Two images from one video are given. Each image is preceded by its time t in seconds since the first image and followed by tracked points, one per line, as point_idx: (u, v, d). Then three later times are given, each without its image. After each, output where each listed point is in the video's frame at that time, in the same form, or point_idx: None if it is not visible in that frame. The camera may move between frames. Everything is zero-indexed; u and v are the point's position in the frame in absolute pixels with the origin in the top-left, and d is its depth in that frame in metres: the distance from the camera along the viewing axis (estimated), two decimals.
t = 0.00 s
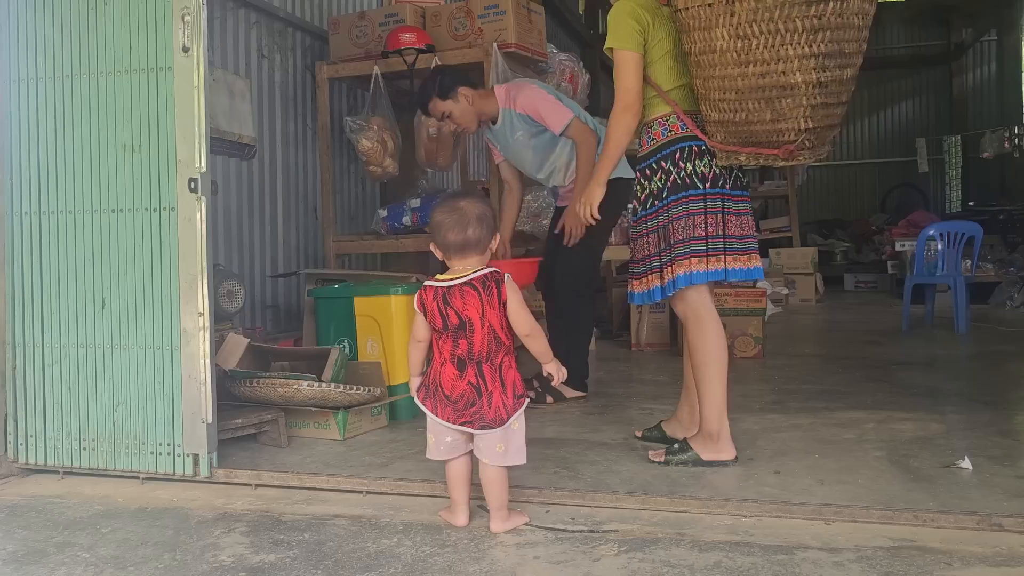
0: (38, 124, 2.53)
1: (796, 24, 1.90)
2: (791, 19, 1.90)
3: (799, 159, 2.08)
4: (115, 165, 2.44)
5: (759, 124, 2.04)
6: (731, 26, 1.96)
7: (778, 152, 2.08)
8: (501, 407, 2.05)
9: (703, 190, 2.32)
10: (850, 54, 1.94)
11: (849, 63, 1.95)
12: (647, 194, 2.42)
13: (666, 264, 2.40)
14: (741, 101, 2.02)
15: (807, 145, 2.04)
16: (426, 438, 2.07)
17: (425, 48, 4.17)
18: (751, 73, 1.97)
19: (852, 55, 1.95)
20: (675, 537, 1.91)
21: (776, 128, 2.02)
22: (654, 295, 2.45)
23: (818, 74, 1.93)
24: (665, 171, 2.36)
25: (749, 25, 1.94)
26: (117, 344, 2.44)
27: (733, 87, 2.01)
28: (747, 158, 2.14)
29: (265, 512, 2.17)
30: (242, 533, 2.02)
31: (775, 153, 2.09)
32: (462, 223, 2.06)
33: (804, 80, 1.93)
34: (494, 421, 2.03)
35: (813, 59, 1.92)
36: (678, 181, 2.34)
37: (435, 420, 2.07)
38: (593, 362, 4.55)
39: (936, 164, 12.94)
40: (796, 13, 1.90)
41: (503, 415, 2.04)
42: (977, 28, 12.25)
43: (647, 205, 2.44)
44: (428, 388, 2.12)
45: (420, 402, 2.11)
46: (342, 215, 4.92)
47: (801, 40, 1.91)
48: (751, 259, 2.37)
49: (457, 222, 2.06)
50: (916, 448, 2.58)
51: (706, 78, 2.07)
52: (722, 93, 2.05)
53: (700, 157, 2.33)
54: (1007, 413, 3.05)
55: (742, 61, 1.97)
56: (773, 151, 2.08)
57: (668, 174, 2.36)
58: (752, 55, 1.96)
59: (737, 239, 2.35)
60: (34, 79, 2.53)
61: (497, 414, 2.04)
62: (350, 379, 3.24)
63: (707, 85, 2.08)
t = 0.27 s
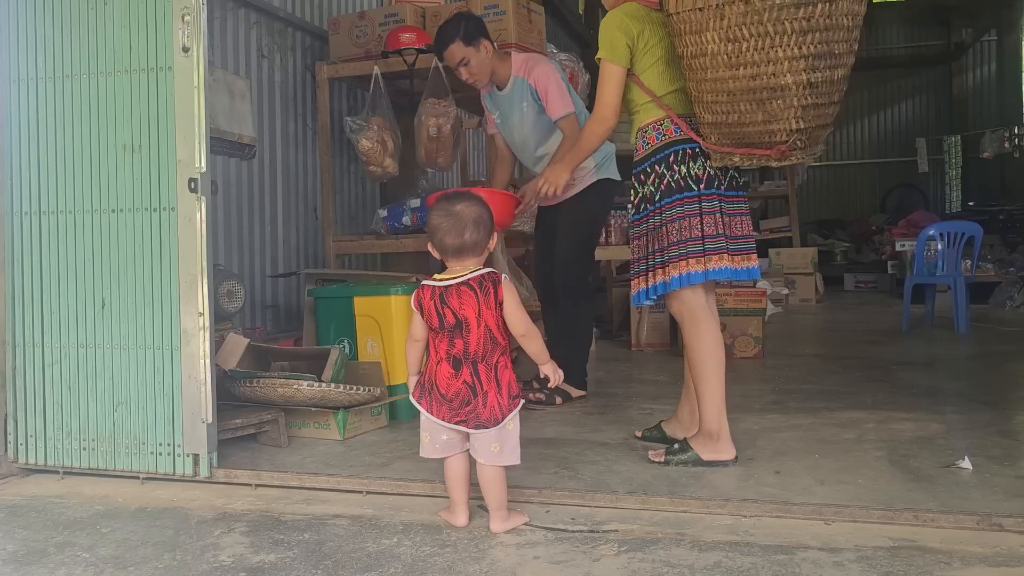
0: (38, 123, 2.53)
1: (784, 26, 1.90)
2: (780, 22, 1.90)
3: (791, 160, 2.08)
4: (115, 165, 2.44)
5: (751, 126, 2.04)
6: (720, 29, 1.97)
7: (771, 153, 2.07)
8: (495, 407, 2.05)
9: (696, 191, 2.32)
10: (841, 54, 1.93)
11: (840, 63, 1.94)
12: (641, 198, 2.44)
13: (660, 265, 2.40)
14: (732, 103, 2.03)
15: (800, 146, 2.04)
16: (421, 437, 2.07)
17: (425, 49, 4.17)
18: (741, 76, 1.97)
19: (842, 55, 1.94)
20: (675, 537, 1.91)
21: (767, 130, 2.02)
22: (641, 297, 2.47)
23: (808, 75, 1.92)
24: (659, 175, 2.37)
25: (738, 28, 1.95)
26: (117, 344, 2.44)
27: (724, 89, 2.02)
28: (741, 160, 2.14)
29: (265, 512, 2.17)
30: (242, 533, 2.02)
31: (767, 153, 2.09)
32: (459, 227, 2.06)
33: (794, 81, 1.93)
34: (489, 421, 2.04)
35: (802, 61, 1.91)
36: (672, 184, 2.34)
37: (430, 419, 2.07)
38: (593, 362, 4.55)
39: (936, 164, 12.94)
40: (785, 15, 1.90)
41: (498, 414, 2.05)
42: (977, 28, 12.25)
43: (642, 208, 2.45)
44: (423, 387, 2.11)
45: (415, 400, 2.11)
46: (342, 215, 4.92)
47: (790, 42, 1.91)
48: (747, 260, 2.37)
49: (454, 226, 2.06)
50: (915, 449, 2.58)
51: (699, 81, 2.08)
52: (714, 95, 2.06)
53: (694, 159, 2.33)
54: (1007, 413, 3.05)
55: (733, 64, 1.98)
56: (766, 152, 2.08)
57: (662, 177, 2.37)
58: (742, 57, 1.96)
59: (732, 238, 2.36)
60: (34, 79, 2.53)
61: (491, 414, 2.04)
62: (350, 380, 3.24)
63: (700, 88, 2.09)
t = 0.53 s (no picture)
0: (38, 122, 2.53)
1: (761, 35, 1.89)
2: (757, 31, 1.89)
3: (777, 164, 2.08)
4: (115, 164, 2.44)
5: (735, 131, 2.05)
6: (700, 38, 1.98)
7: (755, 158, 2.09)
8: (498, 406, 2.06)
9: (687, 196, 2.34)
10: (820, 60, 1.91)
11: (820, 69, 1.92)
12: (630, 200, 2.44)
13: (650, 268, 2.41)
14: (715, 110, 2.05)
15: (783, 151, 2.03)
16: (424, 436, 2.07)
17: (425, 49, 4.17)
18: (722, 84, 1.98)
19: (823, 60, 1.91)
20: (675, 537, 1.91)
21: (750, 136, 2.03)
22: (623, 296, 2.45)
23: (786, 82, 1.91)
24: (650, 178, 2.38)
25: (716, 38, 1.95)
26: (118, 344, 2.44)
27: (707, 96, 2.04)
28: (728, 163, 2.18)
29: (265, 512, 2.17)
30: (242, 533, 2.02)
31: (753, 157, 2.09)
32: (462, 229, 2.06)
33: (772, 89, 1.92)
34: (492, 420, 2.04)
35: (780, 68, 1.90)
36: (664, 188, 2.35)
37: (432, 418, 2.07)
38: (593, 362, 4.55)
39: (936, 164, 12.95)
40: (762, 24, 1.88)
41: (501, 413, 2.05)
42: (977, 27, 12.25)
43: (629, 210, 2.45)
44: (425, 387, 2.11)
45: (418, 400, 2.10)
46: (342, 215, 4.92)
47: (767, 50, 1.90)
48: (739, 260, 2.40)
49: (457, 228, 2.06)
50: (915, 448, 2.58)
51: (684, 88, 2.11)
52: (698, 102, 2.07)
53: (686, 163, 2.33)
54: (1007, 413, 3.05)
55: (713, 72, 1.98)
56: (751, 156, 2.10)
57: (653, 181, 2.37)
58: (722, 66, 1.96)
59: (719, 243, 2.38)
60: (34, 80, 2.53)
61: (495, 413, 2.05)
62: (350, 380, 3.24)
63: (686, 94, 2.11)
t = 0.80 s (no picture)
0: (38, 122, 2.53)
1: (765, 31, 1.90)
2: (761, 27, 1.90)
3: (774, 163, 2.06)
4: (115, 164, 2.44)
5: (733, 128, 2.03)
6: (702, 34, 1.98)
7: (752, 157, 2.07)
8: (501, 405, 2.05)
9: (680, 196, 2.37)
10: (821, 60, 1.92)
11: (820, 69, 1.93)
12: (622, 197, 2.44)
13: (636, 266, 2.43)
14: (714, 106, 2.03)
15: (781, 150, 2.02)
16: (427, 435, 2.07)
17: (425, 48, 4.17)
18: (723, 79, 1.97)
19: (823, 61, 1.93)
20: (675, 537, 1.91)
21: (749, 133, 2.02)
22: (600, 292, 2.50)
23: (787, 80, 1.92)
24: (643, 176, 2.39)
25: (719, 33, 1.95)
26: (117, 344, 2.44)
27: (706, 93, 2.02)
28: (724, 162, 2.15)
29: (265, 512, 2.17)
30: (242, 533, 2.02)
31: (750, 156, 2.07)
32: (464, 231, 2.06)
33: (774, 85, 1.92)
34: (495, 419, 2.04)
35: (782, 65, 1.91)
36: (657, 187, 2.37)
37: (436, 418, 2.07)
38: (592, 362, 4.55)
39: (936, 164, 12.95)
40: (765, 21, 1.90)
41: (504, 412, 2.05)
42: (977, 27, 12.25)
43: (618, 209, 2.46)
44: (429, 387, 2.11)
45: (421, 400, 2.11)
46: (342, 215, 4.92)
47: (770, 47, 1.91)
48: (722, 260, 2.41)
49: (458, 231, 2.06)
50: (915, 448, 2.58)
51: (683, 84, 2.09)
52: (697, 98, 2.06)
53: (679, 163, 2.35)
54: (1007, 413, 3.05)
55: (715, 68, 1.98)
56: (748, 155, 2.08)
57: (647, 179, 2.38)
58: (724, 62, 1.96)
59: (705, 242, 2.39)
60: (34, 80, 2.54)
61: (498, 412, 2.05)
62: (350, 380, 3.24)
63: (684, 91, 2.09)
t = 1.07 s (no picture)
0: (38, 120, 2.53)
1: (757, 25, 1.89)
2: (754, 21, 1.89)
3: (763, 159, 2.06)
4: (115, 163, 2.44)
5: (723, 123, 2.02)
6: (695, 26, 1.96)
7: (742, 153, 2.06)
8: (503, 404, 2.06)
9: (671, 192, 2.35)
10: (812, 56, 1.93)
11: (811, 65, 1.94)
12: (613, 194, 2.45)
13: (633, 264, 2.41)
14: (705, 101, 2.01)
15: (771, 146, 2.02)
16: (428, 435, 2.07)
17: (425, 48, 4.17)
18: (715, 73, 1.96)
19: (814, 57, 1.94)
20: (675, 537, 1.91)
21: (739, 128, 2.00)
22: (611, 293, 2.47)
23: (779, 75, 1.91)
24: (632, 173, 2.38)
25: (712, 26, 1.94)
26: (117, 344, 2.45)
27: (698, 86, 2.01)
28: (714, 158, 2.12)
29: (265, 512, 2.17)
30: (242, 533, 2.02)
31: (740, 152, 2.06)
32: (466, 232, 2.06)
33: (766, 80, 1.91)
34: (497, 418, 2.05)
35: (774, 60, 1.90)
36: (647, 183, 2.36)
37: (438, 417, 2.07)
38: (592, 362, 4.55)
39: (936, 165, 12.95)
40: (758, 15, 1.89)
41: (506, 412, 2.06)
42: (977, 27, 12.25)
43: (611, 206, 2.46)
44: (431, 386, 2.11)
45: (422, 399, 2.11)
46: (342, 215, 4.91)
47: (763, 41, 1.90)
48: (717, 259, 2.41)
49: (460, 232, 2.06)
50: (915, 448, 2.58)
51: (674, 78, 2.07)
52: (688, 92, 2.05)
53: (668, 158, 2.34)
54: (1006, 413, 3.05)
55: (706, 61, 1.97)
56: (737, 151, 2.07)
57: (636, 176, 2.37)
58: (716, 55, 1.95)
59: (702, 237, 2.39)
60: (34, 79, 2.54)
61: (500, 410, 2.05)
62: (350, 380, 3.24)
63: (675, 85, 2.08)
